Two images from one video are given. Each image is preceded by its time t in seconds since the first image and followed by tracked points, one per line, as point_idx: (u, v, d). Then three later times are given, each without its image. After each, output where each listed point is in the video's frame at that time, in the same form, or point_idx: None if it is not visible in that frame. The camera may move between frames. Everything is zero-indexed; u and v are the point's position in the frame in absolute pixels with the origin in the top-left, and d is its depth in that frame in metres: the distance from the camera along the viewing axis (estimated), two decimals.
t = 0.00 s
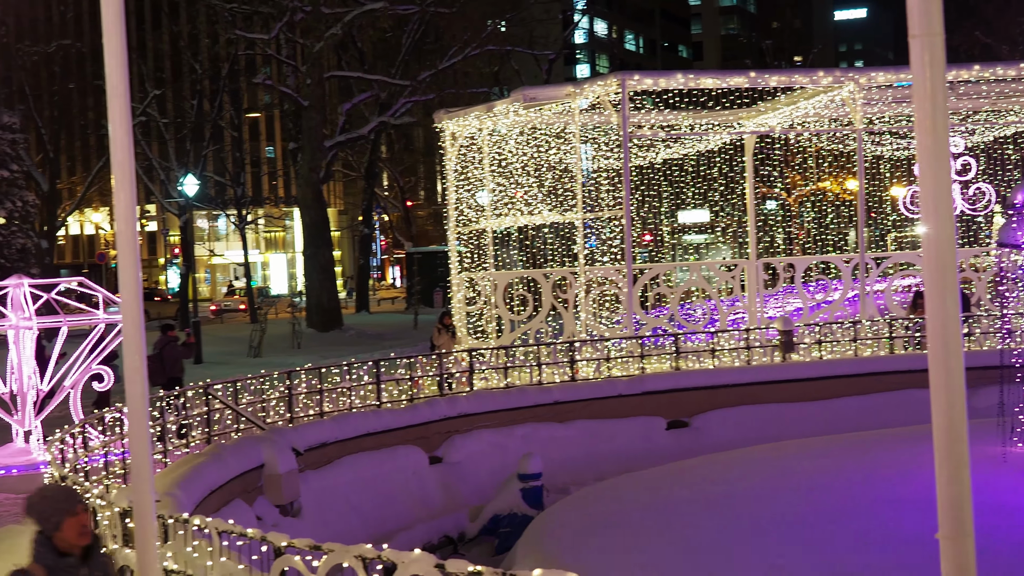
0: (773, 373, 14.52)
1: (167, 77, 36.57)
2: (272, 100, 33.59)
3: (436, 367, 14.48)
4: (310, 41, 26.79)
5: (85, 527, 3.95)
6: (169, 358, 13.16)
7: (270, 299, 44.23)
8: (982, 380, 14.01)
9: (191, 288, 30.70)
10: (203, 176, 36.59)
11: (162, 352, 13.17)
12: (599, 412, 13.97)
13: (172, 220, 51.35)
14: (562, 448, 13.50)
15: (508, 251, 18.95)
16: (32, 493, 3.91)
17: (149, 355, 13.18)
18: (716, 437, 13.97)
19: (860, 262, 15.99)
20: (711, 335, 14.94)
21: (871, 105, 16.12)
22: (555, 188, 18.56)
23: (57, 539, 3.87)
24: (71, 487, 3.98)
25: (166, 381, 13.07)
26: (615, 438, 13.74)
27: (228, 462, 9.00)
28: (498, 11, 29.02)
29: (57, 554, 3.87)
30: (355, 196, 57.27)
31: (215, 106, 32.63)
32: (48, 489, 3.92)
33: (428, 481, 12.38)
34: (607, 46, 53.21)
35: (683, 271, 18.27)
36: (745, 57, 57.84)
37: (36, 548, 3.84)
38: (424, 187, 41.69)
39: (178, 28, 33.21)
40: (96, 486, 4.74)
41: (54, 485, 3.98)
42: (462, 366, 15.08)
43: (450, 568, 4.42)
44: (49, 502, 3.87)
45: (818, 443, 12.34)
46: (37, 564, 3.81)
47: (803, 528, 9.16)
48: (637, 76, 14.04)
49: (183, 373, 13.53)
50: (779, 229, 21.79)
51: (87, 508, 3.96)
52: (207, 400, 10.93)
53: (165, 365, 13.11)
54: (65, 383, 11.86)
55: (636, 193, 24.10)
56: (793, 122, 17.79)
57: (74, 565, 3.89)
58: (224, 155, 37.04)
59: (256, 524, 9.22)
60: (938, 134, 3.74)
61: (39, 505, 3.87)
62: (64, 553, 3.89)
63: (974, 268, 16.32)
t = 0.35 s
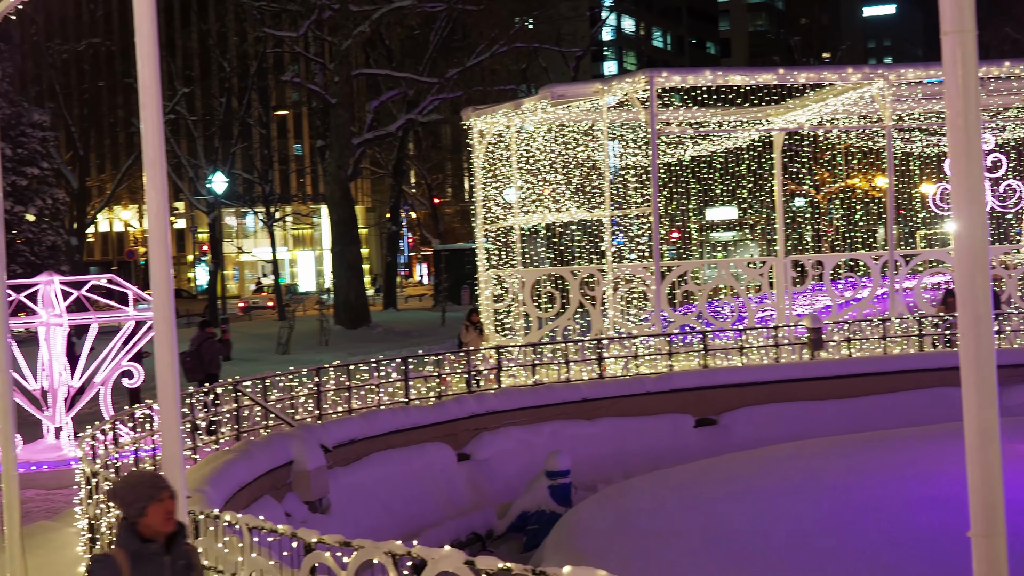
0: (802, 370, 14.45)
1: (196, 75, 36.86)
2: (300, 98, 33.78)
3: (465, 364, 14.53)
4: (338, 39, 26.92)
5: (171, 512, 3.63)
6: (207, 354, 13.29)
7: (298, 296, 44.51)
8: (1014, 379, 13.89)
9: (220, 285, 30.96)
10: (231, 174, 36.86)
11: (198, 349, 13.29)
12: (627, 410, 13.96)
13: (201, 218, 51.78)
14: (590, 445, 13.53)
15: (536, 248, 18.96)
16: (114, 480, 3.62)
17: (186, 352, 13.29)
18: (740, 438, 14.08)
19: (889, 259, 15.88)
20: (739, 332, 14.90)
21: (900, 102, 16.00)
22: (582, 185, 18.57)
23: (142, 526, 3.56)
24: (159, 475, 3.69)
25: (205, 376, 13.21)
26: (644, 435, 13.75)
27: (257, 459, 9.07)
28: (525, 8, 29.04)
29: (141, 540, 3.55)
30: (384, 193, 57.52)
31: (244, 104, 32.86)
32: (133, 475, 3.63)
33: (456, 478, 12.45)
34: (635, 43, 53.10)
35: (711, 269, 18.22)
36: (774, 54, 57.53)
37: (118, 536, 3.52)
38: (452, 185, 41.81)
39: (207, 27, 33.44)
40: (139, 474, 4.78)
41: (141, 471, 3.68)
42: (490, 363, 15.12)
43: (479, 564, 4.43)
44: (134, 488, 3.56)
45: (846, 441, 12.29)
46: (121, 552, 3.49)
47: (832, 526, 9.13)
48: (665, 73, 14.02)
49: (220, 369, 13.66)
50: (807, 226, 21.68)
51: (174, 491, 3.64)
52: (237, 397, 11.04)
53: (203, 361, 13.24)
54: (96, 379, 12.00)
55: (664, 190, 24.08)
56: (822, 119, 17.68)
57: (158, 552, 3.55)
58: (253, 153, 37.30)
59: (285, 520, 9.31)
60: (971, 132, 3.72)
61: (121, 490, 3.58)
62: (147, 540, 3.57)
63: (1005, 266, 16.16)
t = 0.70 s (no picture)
0: (831, 369, 14.38)
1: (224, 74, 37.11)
2: (327, 96, 33.95)
3: (492, 362, 14.57)
4: (365, 38, 27.05)
5: (223, 521, 3.62)
6: (236, 351, 13.41)
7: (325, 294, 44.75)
8: None
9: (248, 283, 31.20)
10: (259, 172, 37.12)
11: (228, 346, 13.42)
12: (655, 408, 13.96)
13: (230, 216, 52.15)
14: (617, 443, 13.55)
15: (563, 246, 18.98)
16: (163, 489, 3.60)
17: (215, 349, 13.41)
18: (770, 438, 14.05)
19: (918, 256, 15.76)
20: (768, 330, 14.83)
21: (930, 99, 15.88)
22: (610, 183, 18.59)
23: (195, 535, 3.54)
24: (207, 482, 3.67)
25: (233, 373, 13.34)
26: (672, 433, 13.76)
27: (286, 457, 9.15)
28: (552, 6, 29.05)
29: (194, 550, 3.54)
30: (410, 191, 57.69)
31: (271, 103, 33.08)
32: (184, 484, 3.61)
33: (483, 476, 12.50)
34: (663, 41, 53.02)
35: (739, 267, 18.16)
36: (803, 51, 57.29)
37: (171, 546, 3.51)
38: (479, 183, 41.92)
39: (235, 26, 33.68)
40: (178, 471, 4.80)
41: (192, 478, 3.67)
42: (517, 361, 15.14)
43: (507, 562, 4.40)
44: (186, 497, 3.57)
45: (875, 439, 12.23)
46: (175, 562, 3.47)
47: (858, 527, 9.10)
48: (693, 70, 14.00)
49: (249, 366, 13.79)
50: (835, 224, 21.56)
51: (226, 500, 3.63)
52: (264, 395, 11.12)
53: (232, 357, 13.37)
54: (124, 377, 12.13)
55: (691, 188, 24.01)
56: (851, 116, 17.57)
57: (212, 562, 3.54)
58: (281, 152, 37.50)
59: (312, 517, 9.39)
60: (1001, 130, 3.72)
61: (172, 500, 3.57)
62: (201, 549, 3.55)
63: None
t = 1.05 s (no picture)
0: (863, 366, 14.33)
1: (255, 71, 37.38)
2: (359, 93, 34.11)
3: (522, 358, 14.61)
4: (396, 34, 27.18)
5: (267, 519, 3.51)
6: (266, 347, 13.54)
7: (356, 290, 44.98)
8: None
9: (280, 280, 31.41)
10: (291, 169, 37.37)
11: (258, 342, 13.54)
12: (685, 404, 13.97)
13: (261, 212, 52.50)
14: (647, 440, 13.57)
15: (594, 242, 18.96)
16: (205, 487, 3.52)
17: (246, 345, 13.54)
18: (802, 434, 13.99)
19: (951, 253, 15.66)
20: (799, 327, 14.75)
21: (964, 95, 15.73)
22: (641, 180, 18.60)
23: (238, 534, 3.45)
24: (252, 479, 3.56)
25: (264, 369, 13.47)
26: (702, 430, 13.77)
27: (317, 453, 9.22)
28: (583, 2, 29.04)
29: (240, 549, 3.43)
30: (442, 187, 57.86)
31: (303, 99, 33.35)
32: (226, 481, 3.52)
33: (513, 472, 12.55)
34: (695, 36, 52.92)
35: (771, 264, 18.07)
36: (836, 45, 56.96)
37: (215, 545, 3.41)
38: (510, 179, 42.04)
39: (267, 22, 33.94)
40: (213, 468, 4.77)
41: (236, 475, 3.58)
42: (547, 358, 15.15)
43: (534, 558, 4.41)
44: (229, 492, 3.47)
45: (906, 436, 12.17)
46: (219, 562, 3.37)
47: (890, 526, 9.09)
48: (724, 66, 13.97)
49: (280, 362, 13.92)
50: (868, 221, 21.42)
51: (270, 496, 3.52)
52: (295, 391, 11.22)
53: (263, 354, 13.49)
54: (156, 373, 12.28)
55: (723, 184, 23.91)
56: (883, 111, 17.45)
57: (257, 561, 3.42)
58: (313, 148, 37.71)
59: (343, 513, 9.44)
60: None
61: (214, 497, 3.48)
62: (247, 549, 3.44)
63: None
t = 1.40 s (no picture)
0: (894, 366, 14.27)
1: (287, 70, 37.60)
2: (390, 91, 34.25)
3: (552, 357, 14.66)
4: (427, 32, 27.27)
5: (330, 526, 3.63)
6: (297, 346, 13.65)
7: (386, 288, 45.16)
8: None
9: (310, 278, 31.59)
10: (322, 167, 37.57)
11: (288, 340, 13.67)
12: (714, 404, 13.96)
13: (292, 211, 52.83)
14: (677, 439, 13.58)
15: (624, 241, 18.95)
16: (274, 487, 3.66)
17: (277, 343, 13.67)
18: (833, 433, 13.96)
19: (985, 253, 15.54)
20: (830, 326, 14.67)
21: (997, 94, 15.59)
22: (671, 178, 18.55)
23: (301, 538, 3.58)
24: (319, 483, 3.69)
25: (295, 366, 13.60)
26: (732, 429, 13.77)
27: (346, 450, 9.29)
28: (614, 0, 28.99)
29: (303, 553, 3.58)
30: (472, 186, 58.01)
31: (334, 98, 33.56)
32: (294, 483, 3.66)
33: (543, 471, 12.60)
34: (727, 34, 52.74)
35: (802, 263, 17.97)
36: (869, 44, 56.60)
37: (279, 548, 3.56)
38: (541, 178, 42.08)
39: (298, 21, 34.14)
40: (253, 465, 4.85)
41: (305, 476, 3.71)
42: (577, 356, 15.18)
43: (564, 556, 4.45)
44: (297, 493, 3.60)
45: (938, 436, 12.10)
46: (282, 565, 3.52)
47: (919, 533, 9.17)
48: (756, 65, 13.93)
49: (311, 360, 14.04)
50: (900, 220, 21.27)
51: (335, 503, 3.64)
52: (325, 388, 11.30)
53: (294, 352, 13.62)
54: (187, 370, 12.43)
55: (754, 184, 23.80)
56: (915, 110, 17.32)
57: (321, 566, 3.58)
58: (343, 146, 37.90)
59: (373, 510, 9.50)
60: None
61: (280, 499, 3.62)
62: (311, 553, 3.58)
63: None
